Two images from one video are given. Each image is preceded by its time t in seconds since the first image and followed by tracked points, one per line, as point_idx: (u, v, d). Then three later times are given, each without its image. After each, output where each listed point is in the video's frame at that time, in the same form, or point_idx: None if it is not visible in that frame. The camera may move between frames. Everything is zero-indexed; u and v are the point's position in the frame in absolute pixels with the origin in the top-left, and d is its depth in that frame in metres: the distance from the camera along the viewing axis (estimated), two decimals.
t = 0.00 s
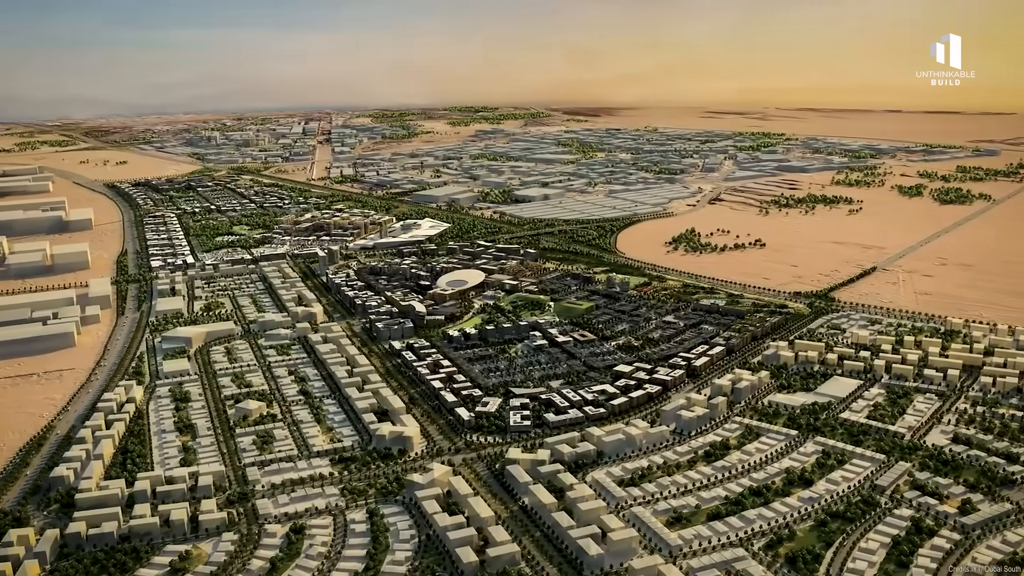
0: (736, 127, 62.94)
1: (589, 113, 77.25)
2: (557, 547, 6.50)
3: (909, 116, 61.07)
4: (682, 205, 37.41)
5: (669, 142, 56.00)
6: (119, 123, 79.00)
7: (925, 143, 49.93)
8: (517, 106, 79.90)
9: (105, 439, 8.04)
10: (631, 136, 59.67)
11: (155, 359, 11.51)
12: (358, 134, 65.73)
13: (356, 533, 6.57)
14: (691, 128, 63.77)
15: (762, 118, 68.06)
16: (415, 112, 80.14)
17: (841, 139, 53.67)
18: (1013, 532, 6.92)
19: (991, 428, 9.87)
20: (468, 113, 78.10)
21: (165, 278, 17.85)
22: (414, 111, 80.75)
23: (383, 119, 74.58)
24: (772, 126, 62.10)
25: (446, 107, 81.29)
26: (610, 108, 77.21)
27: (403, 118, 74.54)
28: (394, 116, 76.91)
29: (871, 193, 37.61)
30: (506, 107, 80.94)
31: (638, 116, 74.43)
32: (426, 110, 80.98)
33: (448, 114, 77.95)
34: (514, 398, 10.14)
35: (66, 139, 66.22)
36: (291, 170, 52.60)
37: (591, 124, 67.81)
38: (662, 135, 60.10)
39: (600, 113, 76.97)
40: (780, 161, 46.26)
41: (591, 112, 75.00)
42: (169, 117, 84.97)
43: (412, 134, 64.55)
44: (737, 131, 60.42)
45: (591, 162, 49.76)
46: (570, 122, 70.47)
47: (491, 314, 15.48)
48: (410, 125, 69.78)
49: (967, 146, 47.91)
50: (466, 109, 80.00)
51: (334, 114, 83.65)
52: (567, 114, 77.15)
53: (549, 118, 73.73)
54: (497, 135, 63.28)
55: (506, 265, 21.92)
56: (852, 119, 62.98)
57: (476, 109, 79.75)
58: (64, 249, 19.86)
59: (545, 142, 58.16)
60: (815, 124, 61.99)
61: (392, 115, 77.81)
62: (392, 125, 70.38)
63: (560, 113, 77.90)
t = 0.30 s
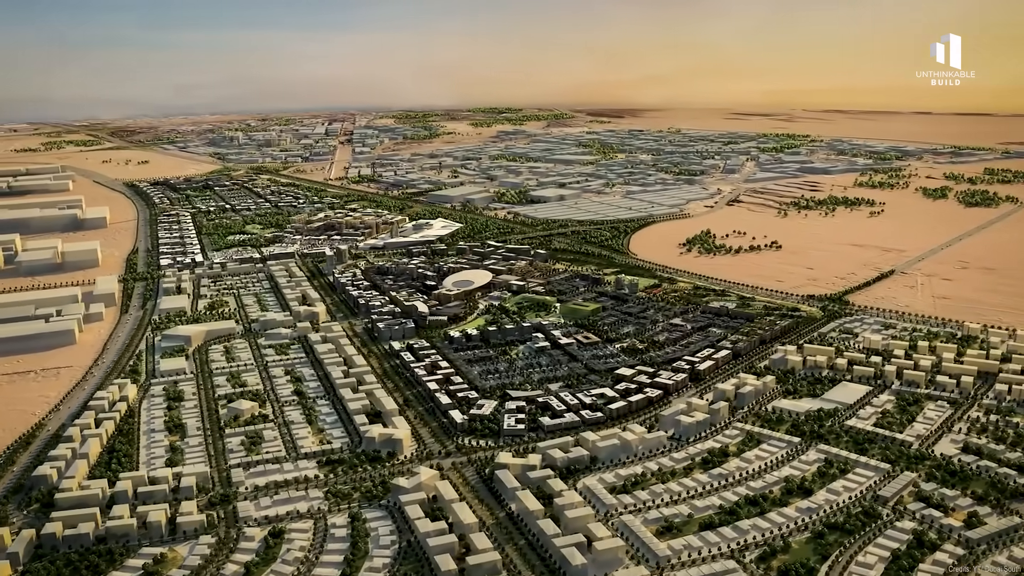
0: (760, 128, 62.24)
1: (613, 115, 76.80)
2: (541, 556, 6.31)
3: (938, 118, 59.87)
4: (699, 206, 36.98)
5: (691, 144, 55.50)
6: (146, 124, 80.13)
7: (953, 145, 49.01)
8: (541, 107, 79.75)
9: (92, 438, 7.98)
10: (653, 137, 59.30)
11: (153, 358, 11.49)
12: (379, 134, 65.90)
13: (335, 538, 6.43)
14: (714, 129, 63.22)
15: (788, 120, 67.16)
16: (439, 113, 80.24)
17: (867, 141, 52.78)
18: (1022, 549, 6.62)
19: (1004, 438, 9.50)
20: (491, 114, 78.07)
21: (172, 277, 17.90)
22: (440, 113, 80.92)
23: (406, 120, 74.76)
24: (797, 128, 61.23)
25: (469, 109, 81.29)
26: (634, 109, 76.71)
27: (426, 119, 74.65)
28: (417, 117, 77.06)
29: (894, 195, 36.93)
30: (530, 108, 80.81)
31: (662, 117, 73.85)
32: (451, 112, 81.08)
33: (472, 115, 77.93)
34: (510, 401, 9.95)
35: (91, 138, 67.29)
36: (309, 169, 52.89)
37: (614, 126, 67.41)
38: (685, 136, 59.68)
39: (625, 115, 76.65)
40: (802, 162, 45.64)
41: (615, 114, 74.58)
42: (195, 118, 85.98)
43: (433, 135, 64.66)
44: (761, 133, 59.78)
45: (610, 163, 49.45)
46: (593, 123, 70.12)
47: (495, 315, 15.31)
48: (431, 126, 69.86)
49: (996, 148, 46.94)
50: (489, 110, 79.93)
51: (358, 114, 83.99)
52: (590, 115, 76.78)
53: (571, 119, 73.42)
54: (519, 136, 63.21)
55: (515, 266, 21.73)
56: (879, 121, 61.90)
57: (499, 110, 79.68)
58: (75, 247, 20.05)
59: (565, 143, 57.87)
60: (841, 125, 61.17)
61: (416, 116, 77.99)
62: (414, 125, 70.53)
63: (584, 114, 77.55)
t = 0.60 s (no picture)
0: (786, 130, 61.42)
1: (638, 116, 76.32)
2: (523, 565, 6.13)
3: (969, 120, 58.56)
4: (717, 208, 36.50)
5: (714, 145, 54.93)
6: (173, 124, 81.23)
7: (983, 147, 48.03)
8: (567, 109, 79.46)
9: (78, 437, 7.91)
10: (677, 138, 58.86)
11: (151, 356, 11.46)
12: (401, 135, 66.05)
13: (313, 543, 6.27)
14: (739, 130, 62.62)
15: (816, 122, 66.19)
16: (463, 114, 80.24)
17: (894, 143, 51.90)
18: None
19: (1017, 449, 9.12)
20: (515, 115, 77.92)
21: (179, 275, 17.95)
22: (465, 113, 80.95)
23: (430, 121, 74.87)
24: (823, 130, 60.32)
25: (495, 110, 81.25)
26: (659, 111, 76.10)
27: (450, 120, 74.73)
28: (441, 117, 77.14)
29: (919, 197, 36.22)
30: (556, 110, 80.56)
31: (688, 119, 73.21)
32: (475, 113, 81.06)
33: (497, 116, 77.86)
34: (505, 404, 9.76)
35: (116, 138, 68.30)
36: (328, 169, 53.15)
37: (638, 127, 66.97)
38: (708, 137, 59.18)
39: (650, 116, 76.22)
40: (826, 164, 45.01)
41: (639, 115, 74.07)
42: (221, 118, 86.99)
43: (456, 135, 64.72)
44: (786, 134, 59.10)
45: (630, 164, 49.12)
46: (617, 124, 69.73)
47: (500, 316, 15.13)
48: (454, 127, 69.89)
49: None
50: (514, 112, 79.80)
51: (382, 116, 84.27)
52: (614, 117, 76.38)
53: (595, 121, 73.08)
54: (541, 136, 63.09)
55: (524, 267, 21.53)
56: (908, 122, 60.79)
57: (524, 112, 79.52)
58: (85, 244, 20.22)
59: (586, 144, 57.55)
60: (869, 127, 60.28)
61: (440, 117, 78.07)
62: (436, 126, 70.64)
63: (609, 116, 77.15)
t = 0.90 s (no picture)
0: (812, 132, 60.54)
1: (664, 118, 75.76)
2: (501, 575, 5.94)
3: (1001, 122, 57.21)
4: (735, 210, 36.00)
5: (737, 147, 54.29)
6: (200, 125, 82.24)
7: (1015, 149, 46.94)
8: (592, 111, 79.11)
9: (63, 435, 7.85)
10: (700, 140, 58.35)
11: (148, 354, 11.44)
12: (423, 136, 66.15)
13: (288, 548, 6.13)
14: (764, 132, 61.94)
15: (844, 123, 65.10)
16: (487, 116, 80.20)
17: (923, 145, 50.93)
18: None
19: None
20: (540, 117, 77.72)
21: (186, 273, 18.00)
22: (490, 114, 80.90)
23: (454, 122, 74.95)
24: (850, 131, 59.33)
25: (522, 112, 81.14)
26: (685, 113, 75.48)
27: (474, 122, 74.72)
28: (466, 119, 77.18)
29: (944, 199, 35.43)
30: (582, 111, 80.24)
31: (713, 120, 72.51)
32: (500, 114, 80.99)
33: (523, 117, 77.72)
34: (500, 407, 9.57)
35: (142, 138, 69.29)
36: (348, 169, 53.38)
37: (662, 128, 66.46)
38: (733, 138, 58.60)
39: (675, 118, 75.71)
40: (851, 165, 44.28)
41: (664, 116, 73.51)
42: (247, 119, 87.93)
43: (478, 137, 64.71)
44: (812, 136, 58.32)
45: (651, 165, 48.73)
46: (641, 126, 69.25)
47: (504, 317, 14.95)
48: (478, 128, 69.87)
49: None
50: (539, 113, 79.63)
51: (406, 117, 84.50)
52: (640, 118, 75.91)
53: (620, 122, 72.66)
54: (563, 138, 62.87)
55: (532, 267, 21.31)
56: (938, 124, 59.61)
57: (548, 113, 79.28)
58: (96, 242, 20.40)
59: (608, 146, 57.21)
60: (898, 129, 59.24)
61: (465, 118, 78.09)
62: (460, 128, 70.70)
63: (634, 117, 76.67)
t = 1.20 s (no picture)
0: (840, 134, 59.51)
1: (690, 119, 74.99)
2: None
3: None
4: (754, 211, 35.42)
5: (762, 148, 53.53)
6: (225, 125, 83.17)
7: None
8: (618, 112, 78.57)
9: (48, 434, 7.79)
10: (725, 141, 57.75)
11: (145, 351, 11.42)
12: (446, 137, 66.13)
13: (260, 553, 5.97)
14: (790, 134, 61.12)
15: (873, 125, 63.82)
16: (513, 117, 80.02)
17: (952, 147, 49.90)
18: None
19: None
20: (566, 118, 77.34)
21: (193, 271, 18.05)
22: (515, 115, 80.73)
23: (479, 123, 74.87)
24: (879, 133, 58.21)
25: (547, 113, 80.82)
26: (712, 114, 74.59)
27: (499, 123, 74.59)
28: (491, 120, 77.03)
29: (971, 202, 34.59)
30: (608, 113, 79.71)
31: (741, 122, 71.60)
32: (525, 116, 80.75)
33: (548, 119, 77.37)
34: (494, 410, 9.35)
35: (167, 138, 70.22)
36: (367, 169, 53.56)
37: (688, 129, 65.78)
38: (758, 140, 57.93)
39: (701, 119, 75.05)
40: (876, 167, 43.48)
41: (691, 117, 72.76)
42: (273, 120, 88.79)
43: (501, 138, 64.62)
44: (839, 137, 57.42)
45: (672, 166, 48.27)
46: (667, 127, 68.62)
47: (508, 318, 14.74)
48: (502, 129, 69.73)
49: None
50: (564, 114, 79.25)
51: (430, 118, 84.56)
52: (666, 120, 75.25)
53: (646, 123, 72.06)
54: (586, 139, 62.57)
55: (541, 267, 21.06)
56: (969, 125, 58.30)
57: (574, 114, 78.86)
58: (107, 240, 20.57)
59: (631, 147, 56.74)
60: (928, 130, 58.08)
61: (490, 119, 77.93)
62: (483, 129, 70.73)
63: (660, 119, 75.98)
